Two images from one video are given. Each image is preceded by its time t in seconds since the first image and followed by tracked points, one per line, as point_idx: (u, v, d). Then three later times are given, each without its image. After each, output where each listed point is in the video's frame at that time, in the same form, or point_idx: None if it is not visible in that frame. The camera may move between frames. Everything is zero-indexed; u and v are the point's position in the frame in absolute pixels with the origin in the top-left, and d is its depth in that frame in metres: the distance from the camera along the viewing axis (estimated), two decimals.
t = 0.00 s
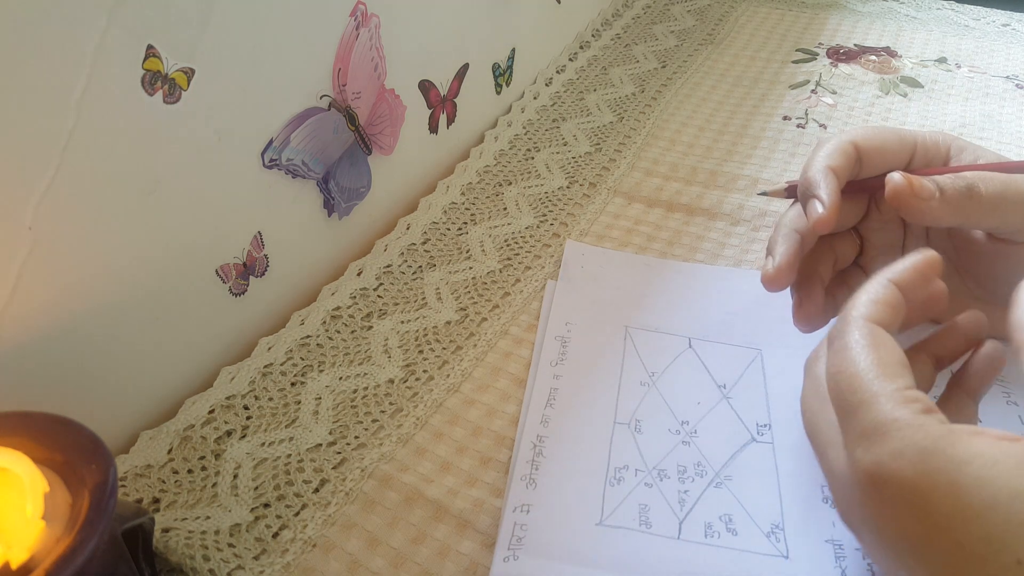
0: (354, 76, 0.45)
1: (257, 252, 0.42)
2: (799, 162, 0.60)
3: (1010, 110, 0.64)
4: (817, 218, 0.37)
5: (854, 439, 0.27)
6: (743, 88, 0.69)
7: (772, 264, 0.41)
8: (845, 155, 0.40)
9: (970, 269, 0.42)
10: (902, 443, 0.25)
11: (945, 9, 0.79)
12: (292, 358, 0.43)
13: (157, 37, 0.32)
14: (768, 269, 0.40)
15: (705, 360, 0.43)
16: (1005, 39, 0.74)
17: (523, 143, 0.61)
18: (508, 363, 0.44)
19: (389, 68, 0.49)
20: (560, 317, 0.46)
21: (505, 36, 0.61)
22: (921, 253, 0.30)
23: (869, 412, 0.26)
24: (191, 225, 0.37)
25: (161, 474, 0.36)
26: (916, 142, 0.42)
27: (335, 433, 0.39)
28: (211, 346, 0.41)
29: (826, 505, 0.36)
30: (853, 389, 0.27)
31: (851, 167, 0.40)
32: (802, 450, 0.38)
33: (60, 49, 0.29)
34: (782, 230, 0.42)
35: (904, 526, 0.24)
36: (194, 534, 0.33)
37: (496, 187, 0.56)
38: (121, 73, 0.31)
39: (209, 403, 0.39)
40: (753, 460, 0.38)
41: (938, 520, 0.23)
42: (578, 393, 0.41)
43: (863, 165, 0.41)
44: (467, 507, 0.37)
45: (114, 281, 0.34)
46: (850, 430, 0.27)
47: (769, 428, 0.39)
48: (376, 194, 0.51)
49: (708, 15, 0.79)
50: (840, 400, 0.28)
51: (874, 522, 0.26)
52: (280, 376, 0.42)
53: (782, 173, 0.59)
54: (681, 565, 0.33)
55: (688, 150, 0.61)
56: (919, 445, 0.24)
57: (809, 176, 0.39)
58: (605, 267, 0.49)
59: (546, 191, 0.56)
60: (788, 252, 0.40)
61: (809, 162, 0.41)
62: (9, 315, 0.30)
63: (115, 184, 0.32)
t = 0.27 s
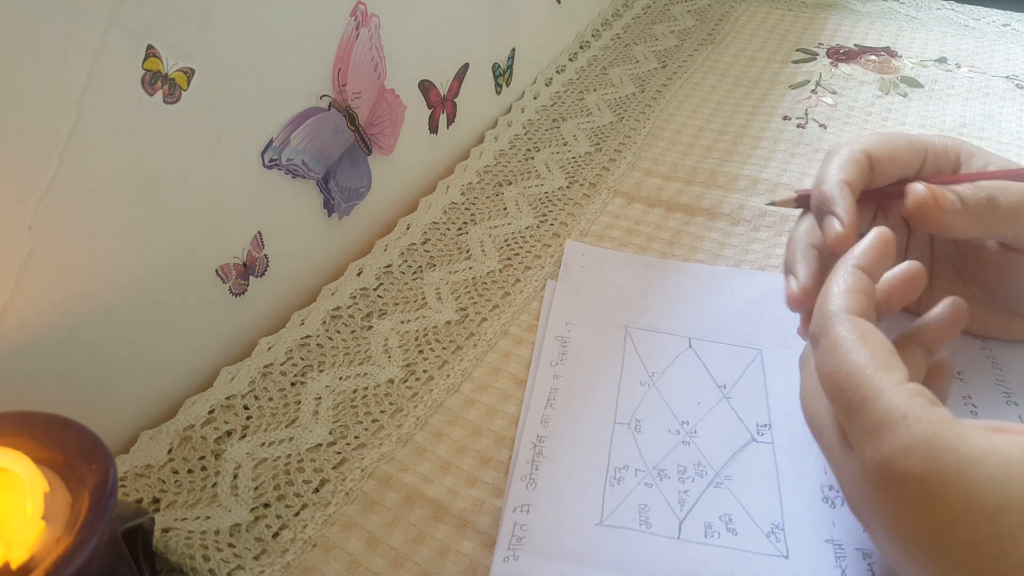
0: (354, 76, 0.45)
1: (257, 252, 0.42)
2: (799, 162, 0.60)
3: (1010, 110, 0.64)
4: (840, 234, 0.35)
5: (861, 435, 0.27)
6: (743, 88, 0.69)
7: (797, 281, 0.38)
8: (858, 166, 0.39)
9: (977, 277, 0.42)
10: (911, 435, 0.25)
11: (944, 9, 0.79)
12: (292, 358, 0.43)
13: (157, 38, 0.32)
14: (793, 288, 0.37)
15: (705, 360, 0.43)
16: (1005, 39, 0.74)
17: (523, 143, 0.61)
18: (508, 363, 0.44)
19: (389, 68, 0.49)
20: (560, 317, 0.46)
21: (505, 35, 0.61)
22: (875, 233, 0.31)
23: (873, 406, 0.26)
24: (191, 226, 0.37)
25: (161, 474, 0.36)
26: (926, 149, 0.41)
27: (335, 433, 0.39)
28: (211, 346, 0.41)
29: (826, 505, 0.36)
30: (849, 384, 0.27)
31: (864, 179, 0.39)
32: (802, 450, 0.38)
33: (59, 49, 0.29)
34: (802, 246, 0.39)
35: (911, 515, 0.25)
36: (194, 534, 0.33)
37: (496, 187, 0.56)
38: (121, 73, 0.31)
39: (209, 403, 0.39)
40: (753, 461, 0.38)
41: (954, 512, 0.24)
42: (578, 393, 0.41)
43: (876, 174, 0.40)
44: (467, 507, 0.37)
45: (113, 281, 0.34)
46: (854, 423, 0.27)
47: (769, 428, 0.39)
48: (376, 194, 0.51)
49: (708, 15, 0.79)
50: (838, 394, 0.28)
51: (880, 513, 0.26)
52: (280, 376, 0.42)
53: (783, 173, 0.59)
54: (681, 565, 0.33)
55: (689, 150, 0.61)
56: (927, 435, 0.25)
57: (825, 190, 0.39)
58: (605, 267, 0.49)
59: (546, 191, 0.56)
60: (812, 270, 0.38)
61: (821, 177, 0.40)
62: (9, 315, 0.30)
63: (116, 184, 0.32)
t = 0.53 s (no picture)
0: (354, 76, 0.45)
1: (257, 252, 0.42)
2: (799, 162, 0.60)
3: (1010, 110, 0.64)
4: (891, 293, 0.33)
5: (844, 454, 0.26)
6: (743, 88, 0.69)
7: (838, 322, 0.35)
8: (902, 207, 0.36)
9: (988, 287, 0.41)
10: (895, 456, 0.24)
11: (944, 9, 0.79)
12: (292, 358, 0.43)
13: (157, 38, 0.32)
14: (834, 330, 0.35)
15: (705, 360, 0.43)
16: (1005, 39, 0.74)
17: (524, 143, 0.61)
18: (508, 363, 0.44)
19: (389, 68, 0.49)
20: (561, 317, 0.46)
21: (505, 35, 0.61)
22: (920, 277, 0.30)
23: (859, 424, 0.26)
24: (190, 226, 0.37)
25: (161, 474, 0.36)
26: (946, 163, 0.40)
27: (335, 433, 0.39)
28: (211, 346, 0.41)
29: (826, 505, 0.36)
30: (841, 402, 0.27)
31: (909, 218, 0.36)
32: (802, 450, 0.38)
33: (59, 49, 0.29)
34: (834, 278, 0.37)
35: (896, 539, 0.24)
36: (194, 534, 0.33)
37: (496, 187, 0.56)
38: (121, 73, 0.31)
39: (209, 402, 0.39)
40: (753, 461, 0.38)
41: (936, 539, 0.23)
42: (578, 393, 0.41)
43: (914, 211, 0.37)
44: (467, 507, 0.37)
45: (113, 281, 0.34)
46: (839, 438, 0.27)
47: (769, 428, 0.39)
48: (376, 194, 0.51)
49: (708, 15, 0.79)
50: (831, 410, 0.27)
51: (864, 539, 0.26)
52: (280, 376, 0.42)
53: (783, 173, 0.59)
54: (681, 565, 0.33)
55: (689, 150, 0.61)
56: (911, 457, 0.24)
57: (875, 238, 0.35)
58: (605, 267, 0.49)
59: (546, 191, 0.56)
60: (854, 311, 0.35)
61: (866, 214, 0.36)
62: (9, 315, 0.30)
63: (116, 184, 0.32)
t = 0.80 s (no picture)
0: (354, 76, 0.45)
1: (257, 252, 0.42)
2: (799, 162, 0.60)
3: (1010, 110, 0.64)
4: (909, 252, 0.34)
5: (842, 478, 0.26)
6: (743, 88, 0.69)
7: (851, 280, 0.37)
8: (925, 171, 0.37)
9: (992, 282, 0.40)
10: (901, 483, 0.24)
11: (944, 9, 0.79)
12: (292, 358, 0.43)
13: (157, 38, 0.32)
14: (850, 289, 0.36)
15: (705, 359, 0.43)
16: (1005, 39, 0.74)
17: (524, 143, 0.61)
18: (508, 363, 0.44)
19: (389, 68, 0.49)
20: (561, 317, 0.46)
21: (505, 35, 0.61)
22: (942, 274, 0.30)
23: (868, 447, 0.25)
24: (190, 226, 0.37)
25: (161, 474, 0.36)
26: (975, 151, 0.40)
27: (335, 433, 0.39)
28: (211, 346, 0.41)
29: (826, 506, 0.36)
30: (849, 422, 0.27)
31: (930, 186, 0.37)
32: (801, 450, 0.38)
33: (58, 49, 0.29)
34: (848, 241, 0.38)
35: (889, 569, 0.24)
36: (194, 534, 0.33)
37: (496, 187, 0.56)
38: (121, 73, 0.31)
39: (209, 402, 0.39)
40: (753, 461, 0.38)
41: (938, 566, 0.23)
42: (578, 393, 0.41)
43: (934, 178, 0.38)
44: (467, 507, 0.37)
45: (113, 281, 0.34)
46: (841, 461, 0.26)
47: (769, 428, 0.39)
48: (376, 194, 0.51)
49: (708, 15, 0.79)
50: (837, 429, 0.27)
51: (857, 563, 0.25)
52: (280, 376, 0.42)
53: (783, 173, 0.59)
54: (681, 565, 0.33)
55: (689, 150, 0.61)
56: (914, 480, 0.24)
57: (896, 200, 0.36)
58: (605, 267, 0.49)
59: (546, 190, 0.56)
60: (869, 270, 0.37)
61: (886, 175, 0.38)
62: (9, 314, 0.30)
63: (116, 184, 0.32)
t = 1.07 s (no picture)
0: (354, 76, 0.45)
1: (257, 252, 0.42)
2: (799, 162, 0.60)
3: (1011, 110, 0.64)
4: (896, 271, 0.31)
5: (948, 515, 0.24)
6: (743, 88, 0.69)
7: (825, 293, 0.37)
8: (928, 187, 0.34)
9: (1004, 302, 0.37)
10: None
11: (944, 9, 0.79)
12: (292, 358, 0.43)
13: (157, 38, 0.32)
14: (822, 302, 0.36)
15: (705, 360, 0.43)
16: (1005, 39, 0.74)
17: (523, 143, 0.61)
18: (508, 363, 0.44)
19: (389, 68, 0.49)
20: (561, 317, 0.46)
21: (505, 35, 0.61)
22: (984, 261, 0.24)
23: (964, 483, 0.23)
24: (191, 226, 0.37)
25: (161, 474, 0.36)
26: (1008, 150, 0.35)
27: (335, 433, 0.39)
28: (211, 346, 0.41)
29: (826, 505, 0.36)
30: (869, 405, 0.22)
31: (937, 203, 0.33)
32: (801, 451, 0.38)
33: (58, 49, 0.29)
34: (834, 255, 0.37)
35: None
36: (194, 534, 0.33)
37: (496, 187, 0.56)
38: (121, 73, 0.31)
39: (209, 402, 0.39)
40: (753, 461, 0.38)
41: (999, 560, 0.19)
42: (578, 393, 0.41)
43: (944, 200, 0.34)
44: (467, 507, 0.37)
45: (113, 281, 0.34)
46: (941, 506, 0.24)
47: (769, 428, 0.39)
48: (376, 194, 0.51)
49: (708, 15, 0.79)
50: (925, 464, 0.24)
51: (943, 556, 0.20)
52: (280, 376, 0.42)
53: (783, 173, 0.59)
54: (681, 565, 0.33)
55: (689, 150, 0.61)
56: None
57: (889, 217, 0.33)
58: (605, 267, 0.49)
59: (546, 191, 0.56)
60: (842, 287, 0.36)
61: (885, 190, 0.34)
62: (10, 314, 0.30)
63: (116, 184, 0.32)
